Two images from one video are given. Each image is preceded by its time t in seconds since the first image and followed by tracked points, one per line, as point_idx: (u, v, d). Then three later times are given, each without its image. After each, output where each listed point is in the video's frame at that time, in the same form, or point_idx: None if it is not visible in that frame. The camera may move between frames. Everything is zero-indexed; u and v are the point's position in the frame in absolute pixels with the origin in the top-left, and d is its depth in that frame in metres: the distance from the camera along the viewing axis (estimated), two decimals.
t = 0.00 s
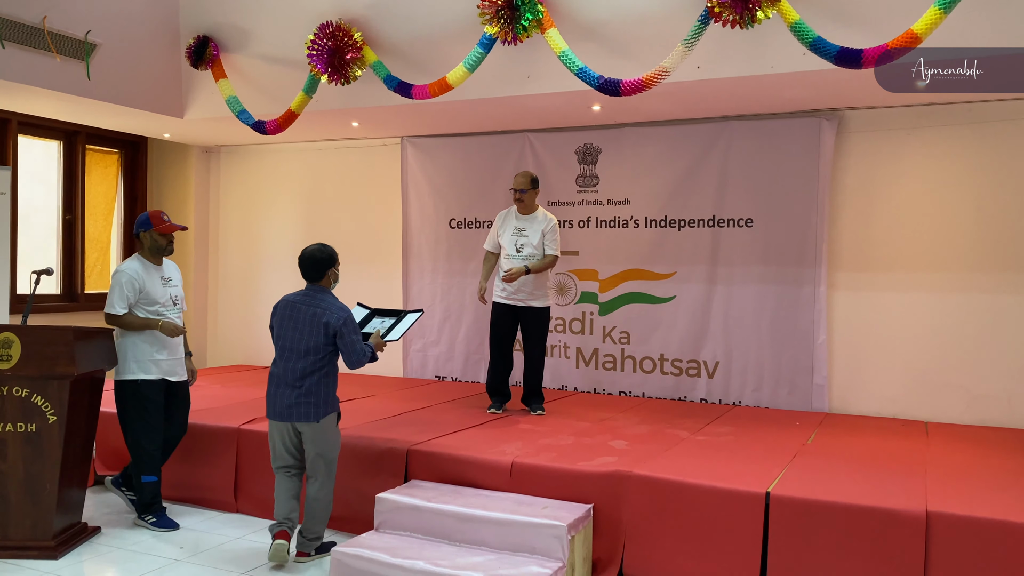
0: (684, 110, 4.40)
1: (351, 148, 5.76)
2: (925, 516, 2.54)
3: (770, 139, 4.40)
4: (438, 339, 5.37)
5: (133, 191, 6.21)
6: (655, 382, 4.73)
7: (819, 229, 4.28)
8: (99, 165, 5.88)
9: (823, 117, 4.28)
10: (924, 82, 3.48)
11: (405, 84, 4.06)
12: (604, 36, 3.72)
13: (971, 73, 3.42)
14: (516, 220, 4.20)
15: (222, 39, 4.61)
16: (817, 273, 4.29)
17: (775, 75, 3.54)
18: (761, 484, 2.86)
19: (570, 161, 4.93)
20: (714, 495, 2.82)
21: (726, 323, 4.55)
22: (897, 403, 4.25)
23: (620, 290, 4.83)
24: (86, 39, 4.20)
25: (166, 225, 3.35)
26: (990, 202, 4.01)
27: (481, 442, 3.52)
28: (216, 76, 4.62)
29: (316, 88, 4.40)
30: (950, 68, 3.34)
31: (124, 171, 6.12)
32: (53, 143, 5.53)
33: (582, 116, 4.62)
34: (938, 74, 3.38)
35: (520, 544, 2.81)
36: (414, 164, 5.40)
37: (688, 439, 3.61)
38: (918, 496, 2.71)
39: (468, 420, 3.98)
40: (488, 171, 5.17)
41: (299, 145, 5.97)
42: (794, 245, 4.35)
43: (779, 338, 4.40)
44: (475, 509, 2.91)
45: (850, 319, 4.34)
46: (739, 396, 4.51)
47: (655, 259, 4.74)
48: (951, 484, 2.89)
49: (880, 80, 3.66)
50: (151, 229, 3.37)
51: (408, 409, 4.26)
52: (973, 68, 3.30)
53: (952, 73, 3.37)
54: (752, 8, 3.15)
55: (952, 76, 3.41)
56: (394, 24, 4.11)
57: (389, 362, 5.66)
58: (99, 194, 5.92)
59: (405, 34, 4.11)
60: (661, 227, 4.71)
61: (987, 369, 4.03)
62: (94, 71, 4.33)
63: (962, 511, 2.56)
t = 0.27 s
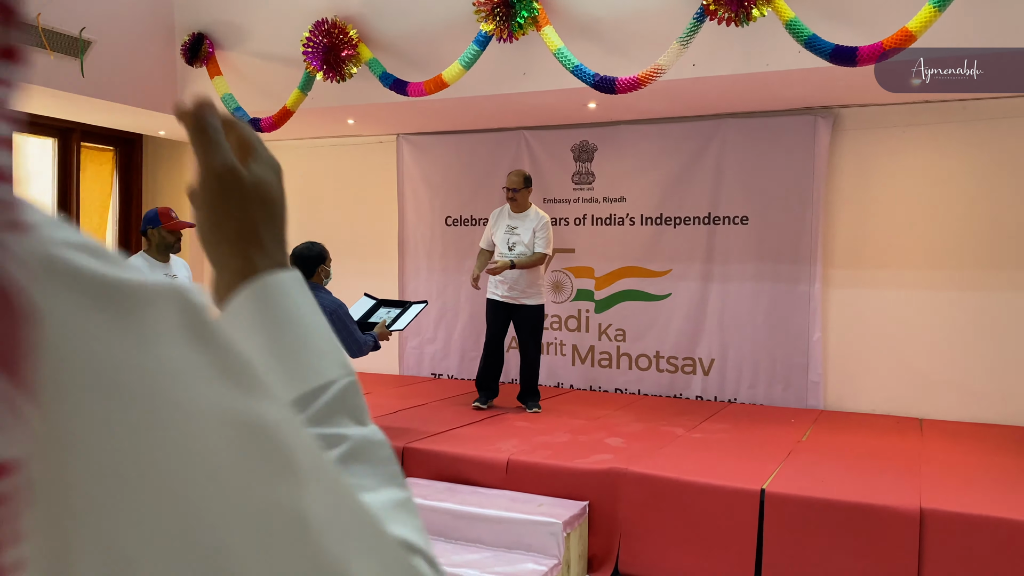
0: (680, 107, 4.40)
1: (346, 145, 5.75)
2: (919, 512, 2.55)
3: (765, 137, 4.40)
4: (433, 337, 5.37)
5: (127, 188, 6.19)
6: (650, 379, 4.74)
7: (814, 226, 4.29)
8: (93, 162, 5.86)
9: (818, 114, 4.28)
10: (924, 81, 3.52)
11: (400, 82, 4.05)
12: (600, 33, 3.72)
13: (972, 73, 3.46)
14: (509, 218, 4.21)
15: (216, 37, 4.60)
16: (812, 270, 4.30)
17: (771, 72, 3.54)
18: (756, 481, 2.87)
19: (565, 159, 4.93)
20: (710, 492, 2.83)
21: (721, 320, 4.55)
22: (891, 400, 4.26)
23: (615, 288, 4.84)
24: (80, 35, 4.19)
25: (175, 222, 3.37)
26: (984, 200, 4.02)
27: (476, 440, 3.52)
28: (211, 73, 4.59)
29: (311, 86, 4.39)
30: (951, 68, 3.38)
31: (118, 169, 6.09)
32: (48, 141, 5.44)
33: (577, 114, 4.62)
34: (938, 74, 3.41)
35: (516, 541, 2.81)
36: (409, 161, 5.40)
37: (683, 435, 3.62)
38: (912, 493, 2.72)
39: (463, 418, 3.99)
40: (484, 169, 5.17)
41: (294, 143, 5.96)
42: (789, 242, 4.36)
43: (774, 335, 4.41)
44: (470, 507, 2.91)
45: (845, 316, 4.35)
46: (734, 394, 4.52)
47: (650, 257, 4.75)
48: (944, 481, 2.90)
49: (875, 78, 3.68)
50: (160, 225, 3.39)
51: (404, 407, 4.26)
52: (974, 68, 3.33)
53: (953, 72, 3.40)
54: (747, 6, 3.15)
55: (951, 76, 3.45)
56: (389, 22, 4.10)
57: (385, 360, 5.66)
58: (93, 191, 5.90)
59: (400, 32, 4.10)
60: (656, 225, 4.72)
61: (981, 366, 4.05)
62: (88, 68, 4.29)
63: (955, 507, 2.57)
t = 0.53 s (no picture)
0: (677, 106, 4.40)
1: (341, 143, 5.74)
2: (915, 511, 2.56)
3: (761, 135, 4.40)
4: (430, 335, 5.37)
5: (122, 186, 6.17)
6: (647, 378, 4.75)
7: (811, 225, 4.29)
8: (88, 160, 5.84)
9: (814, 113, 4.28)
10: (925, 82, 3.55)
11: (397, 80, 4.06)
12: (597, 32, 3.71)
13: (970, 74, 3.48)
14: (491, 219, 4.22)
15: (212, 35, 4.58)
16: (809, 269, 4.30)
17: (767, 72, 3.54)
18: (754, 480, 2.87)
19: (562, 157, 4.93)
20: (707, 491, 2.84)
21: (717, 318, 4.55)
22: (887, 399, 4.27)
23: (612, 287, 4.83)
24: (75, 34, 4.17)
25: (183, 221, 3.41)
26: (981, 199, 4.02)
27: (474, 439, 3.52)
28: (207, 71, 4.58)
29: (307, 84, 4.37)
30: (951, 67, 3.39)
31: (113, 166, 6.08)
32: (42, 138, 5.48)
33: (574, 112, 4.61)
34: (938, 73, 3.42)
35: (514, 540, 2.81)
36: (405, 160, 5.38)
37: (680, 434, 3.62)
38: (909, 492, 2.73)
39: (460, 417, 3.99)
40: (480, 168, 5.17)
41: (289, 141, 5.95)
42: (785, 241, 4.36)
43: (770, 334, 4.41)
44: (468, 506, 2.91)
45: (841, 315, 4.36)
46: (730, 392, 4.52)
47: (647, 256, 4.75)
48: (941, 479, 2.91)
49: (871, 77, 3.67)
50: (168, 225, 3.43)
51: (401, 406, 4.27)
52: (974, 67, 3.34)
53: (952, 72, 3.40)
54: (743, 5, 3.15)
55: (952, 76, 3.46)
56: (385, 19, 4.08)
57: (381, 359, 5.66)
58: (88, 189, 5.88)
59: (397, 30, 4.09)
60: (653, 224, 4.72)
61: (978, 364, 4.06)
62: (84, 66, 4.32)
63: (951, 505, 2.58)
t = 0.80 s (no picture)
0: (672, 106, 4.40)
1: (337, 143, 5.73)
2: (907, 510, 2.57)
3: (756, 136, 4.40)
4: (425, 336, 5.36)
5: (117, 186, 6.16)
6: (642, 378, 4.76)
7: (806, 225, 4.30)
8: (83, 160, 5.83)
9: (809, 113, 4.29)
10: (926, 84, 3.62)
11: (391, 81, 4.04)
12: (592, 33, 3.72)
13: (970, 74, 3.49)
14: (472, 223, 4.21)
15: (207, 34, 4.58)
16: (804, 269, 4.31)
17: (762, 72, 3.55)
18: (747, 480, 2.88)
19: (557, 157, 4.93)
20: (701, 491, 2.84)
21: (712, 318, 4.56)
22: (882, 399, 4.28)
23: (608, 287, 4.84)
24: (70, 34, 4.16)
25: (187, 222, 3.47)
26: (974, 199, 4.04)
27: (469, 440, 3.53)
28: (202, 71, 4.57)
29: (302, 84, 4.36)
30: (951, 67, 3.41)
31: (108, 166, 6.07)
32: (36, 138, 5.49)
33: (569, 112, 4.61)
34: (938, 73, 3.46)
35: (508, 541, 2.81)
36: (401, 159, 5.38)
37: (674, 434, 3.63)
38: (902, 491, 2.74)
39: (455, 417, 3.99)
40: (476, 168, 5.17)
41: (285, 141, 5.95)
42: (780, 241, 4.37)
43: (765, 334, 4.42)
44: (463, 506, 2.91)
45: (836, 315, 4.37)
46: (725, 392, 4.53)
47: (643, 256, 4.76)
48: (933, 479, 2.92)
49: (865, 78, 3.68)
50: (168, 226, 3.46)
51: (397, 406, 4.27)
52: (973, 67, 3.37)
53: (952, 72, 3.43)
54: (738, 6, 3.16)
55: (953, 76, 3.49)
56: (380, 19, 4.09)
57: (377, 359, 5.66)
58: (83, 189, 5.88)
59: (392, 30, 4.09)
60: (649, 224, 4.72)
61: (971, 364, 4.07)
62: (78, 66, 4.33)
63: (943, 505, 2.59)
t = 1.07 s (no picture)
0: (665, 107, 4.43)
1: (333, 143, 5.76)
2: (894, 507, 2.59)
3: (749, 136, 4.43)
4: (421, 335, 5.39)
5: (113, 186, 6.18)
6: (636, 376, 4.79)
7: (797, 225, 4.33)
8: (79, 160, 5.85)
9: (801, 114, 4.32)
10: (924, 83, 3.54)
11: (386, 81, 4.06)
12: (585, 34, 3.74)
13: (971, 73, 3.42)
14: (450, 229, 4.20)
15: (203, 35, 4.60)
16: (796, 269, 4.34)
17: (753, 73, 3.58)
18: (737, 477, 2.91)
19: (551, 157, 4.96)
20: (691, 489, 2.87)
21: (705, 317, 4.59)
22: (873, 397, 4.31)
23: (602, 286, 4.87)
24: (65, 34, 4.19)
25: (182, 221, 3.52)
26: (963, 199, 4.07)
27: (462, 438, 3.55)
28: (197, 72, 4.60)
29: (297, 84, 4.39)
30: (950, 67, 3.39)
31: (105, 165, 6.09)
32: (32, 138, 5.51)
33: (563, 113, 4.64)
34: (938, 73, 3.43)
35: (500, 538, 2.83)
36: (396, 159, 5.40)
37: (666, 433, 3.66)
38: (889, 488, 2.77)
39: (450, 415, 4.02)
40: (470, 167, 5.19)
41: (281, 141, 5.97)
42: (772, 241, 4.40)
43: (757, 333, 4.45)
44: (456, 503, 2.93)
45: (828, 313, 4.40)
46: (718, 390, 4.56)
47: (636, 255, 4.79)
48: (921, 476, 2.95)
49: (855, 79, 3.71)
50: (162, 225, 3.50)
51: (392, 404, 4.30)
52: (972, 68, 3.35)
53: (952, 72, 3.41)
54: (729, 8, 3.18)
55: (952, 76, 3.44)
56: (374, 20, 4.11)
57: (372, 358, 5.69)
58: (79, 189, 5.90)
59: (386, 30, 4.11)
60: (642, 223, 4.75)
61: (961, 363, 4.10)
62: (74, 66, 4.35)
63: (929, 502, 2.61)
